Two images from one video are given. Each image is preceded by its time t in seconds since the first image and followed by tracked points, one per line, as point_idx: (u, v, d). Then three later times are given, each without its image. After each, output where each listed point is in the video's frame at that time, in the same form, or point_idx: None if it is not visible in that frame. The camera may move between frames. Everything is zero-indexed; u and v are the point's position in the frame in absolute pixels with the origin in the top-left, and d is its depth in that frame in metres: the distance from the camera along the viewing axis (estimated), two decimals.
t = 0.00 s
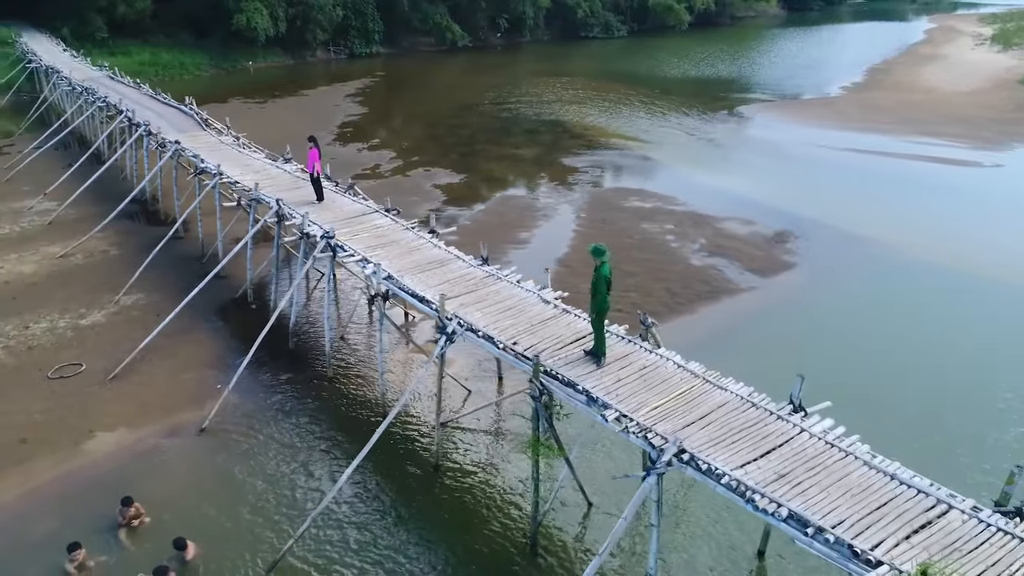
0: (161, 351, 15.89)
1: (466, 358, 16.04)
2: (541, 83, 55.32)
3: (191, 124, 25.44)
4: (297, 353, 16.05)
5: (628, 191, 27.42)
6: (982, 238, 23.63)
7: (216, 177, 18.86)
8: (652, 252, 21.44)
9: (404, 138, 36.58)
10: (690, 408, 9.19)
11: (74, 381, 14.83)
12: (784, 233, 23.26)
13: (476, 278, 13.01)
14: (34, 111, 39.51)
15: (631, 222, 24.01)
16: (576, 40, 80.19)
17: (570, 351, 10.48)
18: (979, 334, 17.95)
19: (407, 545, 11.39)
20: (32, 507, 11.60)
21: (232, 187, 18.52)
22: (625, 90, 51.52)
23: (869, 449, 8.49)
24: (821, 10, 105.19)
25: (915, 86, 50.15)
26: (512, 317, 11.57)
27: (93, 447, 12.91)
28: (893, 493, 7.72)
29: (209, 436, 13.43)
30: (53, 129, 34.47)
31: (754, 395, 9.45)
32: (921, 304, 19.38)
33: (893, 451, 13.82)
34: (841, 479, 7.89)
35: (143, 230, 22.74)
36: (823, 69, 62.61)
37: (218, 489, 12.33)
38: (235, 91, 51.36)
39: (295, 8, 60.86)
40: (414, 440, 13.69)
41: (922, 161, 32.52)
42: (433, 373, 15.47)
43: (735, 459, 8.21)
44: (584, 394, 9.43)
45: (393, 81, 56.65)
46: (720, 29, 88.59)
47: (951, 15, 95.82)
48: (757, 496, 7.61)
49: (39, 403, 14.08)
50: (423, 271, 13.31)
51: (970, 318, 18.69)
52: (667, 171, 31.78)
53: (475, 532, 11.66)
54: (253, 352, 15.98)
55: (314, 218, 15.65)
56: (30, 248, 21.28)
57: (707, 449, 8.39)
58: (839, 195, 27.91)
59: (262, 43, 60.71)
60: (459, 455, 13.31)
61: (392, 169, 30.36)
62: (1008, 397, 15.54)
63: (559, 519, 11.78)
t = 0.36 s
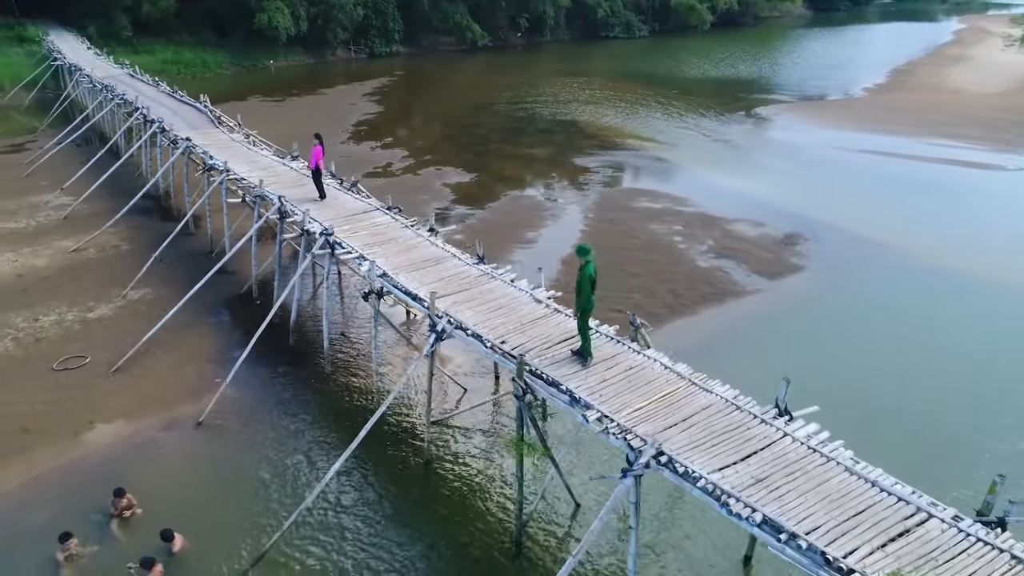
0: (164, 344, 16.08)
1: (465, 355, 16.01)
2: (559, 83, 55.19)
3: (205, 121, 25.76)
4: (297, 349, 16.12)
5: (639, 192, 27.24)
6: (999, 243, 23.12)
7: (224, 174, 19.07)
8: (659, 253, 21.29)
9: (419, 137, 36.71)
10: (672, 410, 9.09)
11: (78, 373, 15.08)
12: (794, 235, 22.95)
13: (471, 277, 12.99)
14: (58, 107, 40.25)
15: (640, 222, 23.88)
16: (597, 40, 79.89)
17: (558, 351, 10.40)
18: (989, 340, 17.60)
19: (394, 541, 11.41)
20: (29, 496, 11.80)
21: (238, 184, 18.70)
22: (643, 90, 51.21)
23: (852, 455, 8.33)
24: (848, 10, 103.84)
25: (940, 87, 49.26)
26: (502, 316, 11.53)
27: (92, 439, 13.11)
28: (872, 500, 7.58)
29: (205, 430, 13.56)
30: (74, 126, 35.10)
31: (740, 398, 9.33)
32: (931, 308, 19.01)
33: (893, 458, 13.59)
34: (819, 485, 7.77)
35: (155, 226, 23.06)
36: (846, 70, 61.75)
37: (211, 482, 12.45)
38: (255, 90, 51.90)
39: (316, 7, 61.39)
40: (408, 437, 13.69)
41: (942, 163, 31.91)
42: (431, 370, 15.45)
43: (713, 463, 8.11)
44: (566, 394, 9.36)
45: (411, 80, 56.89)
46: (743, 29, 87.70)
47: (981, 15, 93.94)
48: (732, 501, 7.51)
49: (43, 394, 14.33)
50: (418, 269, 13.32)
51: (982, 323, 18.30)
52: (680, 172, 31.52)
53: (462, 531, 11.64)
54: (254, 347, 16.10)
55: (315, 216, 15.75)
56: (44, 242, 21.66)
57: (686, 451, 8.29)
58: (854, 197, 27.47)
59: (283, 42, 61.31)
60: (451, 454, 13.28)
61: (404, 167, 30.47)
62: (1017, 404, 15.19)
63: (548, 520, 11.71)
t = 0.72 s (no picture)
0: (166, 339, 16.22)
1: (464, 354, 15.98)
2: (573, 83, 55.04)
3: (216, 120, 26.03)
4: (297, 346, 16.20)
5: (647, 193, 27.06)
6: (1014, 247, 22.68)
7: (230, 172, 19.22)
8: (664, 254, 21.15)
9: (430, 136, 36.78)
10: (657, 413, 9.02)
11: (81, 367, 15.28)
12: (803, 238, 22.69)
13: (465, 276, 12.98)
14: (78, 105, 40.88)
15: (647, 223, 23.74)
16: (614, 40, 79.57)
17: (546, 352, 10.36)
18: (998, 345, 17.27)
19: (383, 538, 11.42)
20: (25, 488, 11.97)
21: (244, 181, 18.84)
22: (659, 91, 50.91)
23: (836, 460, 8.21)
24: (871, 11, 102.55)
25: (961, 89, 48.47)
26: (493, 315, 11.51)
27: (90, 432, 13.27)
28: (853, 506, 7.46)
29: (201, 425, 13.66)
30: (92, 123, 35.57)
31: (726, 401, 9.23)
32: (940, 312, 18.69)
33: (892, 465, 13.38)
34: (800, 491, 7.66)
35: (165, 222, 23.30)
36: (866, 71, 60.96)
37: (204, 477, 12.55)
38: (271, 88, 52.32)
39: (334, 7, 61.77)
40: (402, 435, 13.69)
41: (959, 167, 31.39)
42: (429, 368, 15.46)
43: (693, 466, 8.04)
44: (551, 395, 9.33)
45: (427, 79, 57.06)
46: (764, 30, 86.83)
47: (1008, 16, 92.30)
48: (709, 505, 7.42)
49: (45, 388, 14.53)
50: (414, 268, 13.31)
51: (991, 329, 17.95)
52: (690, 172, 31.28)
53: (451, 529, 11.63)
54: (255, 344, 16.20)
55: (316, 213, 15.83)
56: (56, 238, 21.94)
57: (667, 454, 8.22)
58: (866, 200, 27.11)
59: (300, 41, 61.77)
60: (444, 452, 13.27)
61: (414, 166, 30.53)
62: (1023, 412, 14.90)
63: (537, 520, 11.66)
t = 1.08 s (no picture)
0: (168, 334, 16.42)
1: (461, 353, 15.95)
2: (592, 83, 54.82)
3: (229, 117, 26.30)
4: (297, 343, 16.28)
5: (657, 194, 26.86)
6: None
7: (237, 169, 19.37)
8: (670, 256, 20.96)
9: (444, 135, 36.82)
10: (637, 415, 8.94)
11: (83, 361, 15.52)
12: (812, 240, 22.38)
13: (459, 275, 12.95)
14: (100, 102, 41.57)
15: (655, 224, 23.57)
16: (635, 40, 79.15)
17: (531, 353, 10.31)
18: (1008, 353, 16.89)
19: (368, 534, 11.44)
20: (21, 478, 12.18)
21: (250, 178, 18.97)
22: (677, 91, 50.50)
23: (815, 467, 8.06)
24: (899, 11, 100.86)
25: (988, 91, 47.49)
26: (482, 315, 11.47)
27: (88, 424, 13.49)
28: (827, 514, 7.32)
29: (197, 420, 13.81)
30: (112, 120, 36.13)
31: (708, 405, 9.12)
32: (950, 318, 18.29)
33: (888, 476, 13.16)
34: (774, 498, 7.53)
35: (176, 218, 23.58)
36: (891, 72, 59.99)
37: (197, 471, 12.69)
38: (290, 87, 52.75)
39: (354, 6, 62.12)
40: (394, 433, 13.70)
41: (978, 170, 30.79)
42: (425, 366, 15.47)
43: (668, 470, 7.94)
44: (531, 395, 9.29)
45: (445, 79, 57.18)
46: (788, 30, 85.77)
47: None
48: (679, 509, 7.32)
49: (48, 381, 14.78)
50: (409, 266, 13.31)
51: (1002, 335, 17.54)
52: (703, 172, 30.99)
53: (437, 528, 11.63)
54: (255, 339, 16.30)
55: (316, 211, 15.90)
56: (70, 233, 22.29)
57: (642, 457, 8.15)
58: (881, 203, 26.62)
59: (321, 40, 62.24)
60: (436, 451, 13.26)
61: (425, 166, 30.58)
62: None
63: (524, 518, 11.60)
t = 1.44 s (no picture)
0: (170, 329, 16.61)
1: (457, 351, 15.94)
2: (609, 83, 54.57)
3: (240, 115, 26.54)
4: (295, 339, 16.37)
5: (666, 195, 26.66)
6: None
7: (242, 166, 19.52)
8: (675, 258, 20.77)
9: (457, 134, 36.84)
10: (616, 417, 8.86)
11: (86, 354, 15.76)
12: (821, 243, 22.09)
13: (451, 273, 12.93)
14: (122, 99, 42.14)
15: (661, 225, 23.39)
16: (656, 40, 78.59)
17: (516, 353, 10.26)
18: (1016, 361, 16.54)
19: (353, 532, 11.48)
20: (17, 468, 12.38)
21: (255, 176, 19.12)
22: (694, 91, 50.10)
23: (791, 472, 7.93)
24: (928, 11, 99.09)
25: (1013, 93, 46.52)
26: (470, 315, 11.45)
27: (86, 416, 13.69)
28: (798, 520, 7.19)
29: (192, 414, 13.95)
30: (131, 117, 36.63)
31: (689, 407, 9.02)
32: (959, 325, 17.96)
33: (883, 485, 12.98)
34: (745, 503, 7.42)
35: (187, 214, 23.84)
36: (915, 73, 59.01)
37: (189, 464, 12.81)
38: (309, 86, 53.13)
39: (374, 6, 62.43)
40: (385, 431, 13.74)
41: (997, 174, 30.21)
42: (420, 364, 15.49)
43: (641, 473, 7.86)
44: (511, 395, 9.25)
45: (463, 78, 57.25)
46: (812, 31, 84.67)
47: None
48: (647, 513, 7.24)
49: (50, 373, 15.02)
50: (402, 264, 13.33)
51: (1012, 343, 17.19)
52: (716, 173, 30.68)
53: (423, 527, 11.64)
54: (255, 335, 16.43)
55: (316, 208, 16.00)
56: (82, 228, 22.63)
57: (616, 460, 8.08)
58: (895, 207, 26.19)
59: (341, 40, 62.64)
60: (426, 448, 13.27)
61: (436, 165, 30.61)
62: None
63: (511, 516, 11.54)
